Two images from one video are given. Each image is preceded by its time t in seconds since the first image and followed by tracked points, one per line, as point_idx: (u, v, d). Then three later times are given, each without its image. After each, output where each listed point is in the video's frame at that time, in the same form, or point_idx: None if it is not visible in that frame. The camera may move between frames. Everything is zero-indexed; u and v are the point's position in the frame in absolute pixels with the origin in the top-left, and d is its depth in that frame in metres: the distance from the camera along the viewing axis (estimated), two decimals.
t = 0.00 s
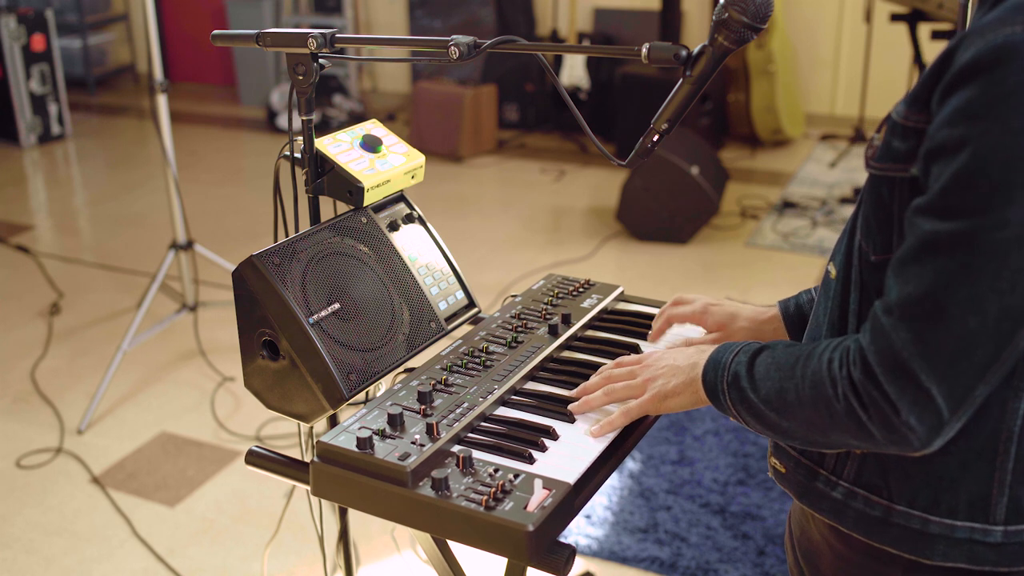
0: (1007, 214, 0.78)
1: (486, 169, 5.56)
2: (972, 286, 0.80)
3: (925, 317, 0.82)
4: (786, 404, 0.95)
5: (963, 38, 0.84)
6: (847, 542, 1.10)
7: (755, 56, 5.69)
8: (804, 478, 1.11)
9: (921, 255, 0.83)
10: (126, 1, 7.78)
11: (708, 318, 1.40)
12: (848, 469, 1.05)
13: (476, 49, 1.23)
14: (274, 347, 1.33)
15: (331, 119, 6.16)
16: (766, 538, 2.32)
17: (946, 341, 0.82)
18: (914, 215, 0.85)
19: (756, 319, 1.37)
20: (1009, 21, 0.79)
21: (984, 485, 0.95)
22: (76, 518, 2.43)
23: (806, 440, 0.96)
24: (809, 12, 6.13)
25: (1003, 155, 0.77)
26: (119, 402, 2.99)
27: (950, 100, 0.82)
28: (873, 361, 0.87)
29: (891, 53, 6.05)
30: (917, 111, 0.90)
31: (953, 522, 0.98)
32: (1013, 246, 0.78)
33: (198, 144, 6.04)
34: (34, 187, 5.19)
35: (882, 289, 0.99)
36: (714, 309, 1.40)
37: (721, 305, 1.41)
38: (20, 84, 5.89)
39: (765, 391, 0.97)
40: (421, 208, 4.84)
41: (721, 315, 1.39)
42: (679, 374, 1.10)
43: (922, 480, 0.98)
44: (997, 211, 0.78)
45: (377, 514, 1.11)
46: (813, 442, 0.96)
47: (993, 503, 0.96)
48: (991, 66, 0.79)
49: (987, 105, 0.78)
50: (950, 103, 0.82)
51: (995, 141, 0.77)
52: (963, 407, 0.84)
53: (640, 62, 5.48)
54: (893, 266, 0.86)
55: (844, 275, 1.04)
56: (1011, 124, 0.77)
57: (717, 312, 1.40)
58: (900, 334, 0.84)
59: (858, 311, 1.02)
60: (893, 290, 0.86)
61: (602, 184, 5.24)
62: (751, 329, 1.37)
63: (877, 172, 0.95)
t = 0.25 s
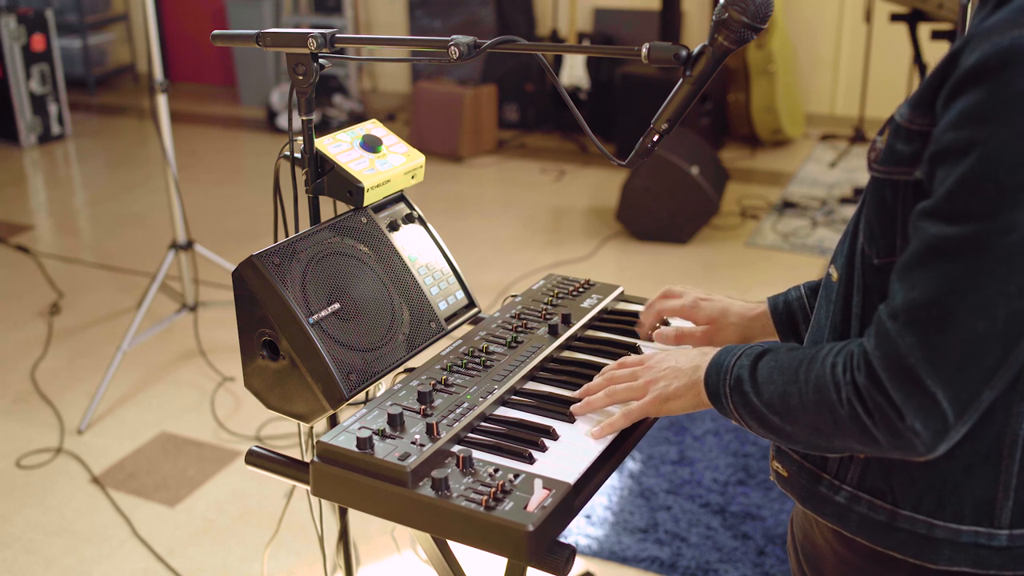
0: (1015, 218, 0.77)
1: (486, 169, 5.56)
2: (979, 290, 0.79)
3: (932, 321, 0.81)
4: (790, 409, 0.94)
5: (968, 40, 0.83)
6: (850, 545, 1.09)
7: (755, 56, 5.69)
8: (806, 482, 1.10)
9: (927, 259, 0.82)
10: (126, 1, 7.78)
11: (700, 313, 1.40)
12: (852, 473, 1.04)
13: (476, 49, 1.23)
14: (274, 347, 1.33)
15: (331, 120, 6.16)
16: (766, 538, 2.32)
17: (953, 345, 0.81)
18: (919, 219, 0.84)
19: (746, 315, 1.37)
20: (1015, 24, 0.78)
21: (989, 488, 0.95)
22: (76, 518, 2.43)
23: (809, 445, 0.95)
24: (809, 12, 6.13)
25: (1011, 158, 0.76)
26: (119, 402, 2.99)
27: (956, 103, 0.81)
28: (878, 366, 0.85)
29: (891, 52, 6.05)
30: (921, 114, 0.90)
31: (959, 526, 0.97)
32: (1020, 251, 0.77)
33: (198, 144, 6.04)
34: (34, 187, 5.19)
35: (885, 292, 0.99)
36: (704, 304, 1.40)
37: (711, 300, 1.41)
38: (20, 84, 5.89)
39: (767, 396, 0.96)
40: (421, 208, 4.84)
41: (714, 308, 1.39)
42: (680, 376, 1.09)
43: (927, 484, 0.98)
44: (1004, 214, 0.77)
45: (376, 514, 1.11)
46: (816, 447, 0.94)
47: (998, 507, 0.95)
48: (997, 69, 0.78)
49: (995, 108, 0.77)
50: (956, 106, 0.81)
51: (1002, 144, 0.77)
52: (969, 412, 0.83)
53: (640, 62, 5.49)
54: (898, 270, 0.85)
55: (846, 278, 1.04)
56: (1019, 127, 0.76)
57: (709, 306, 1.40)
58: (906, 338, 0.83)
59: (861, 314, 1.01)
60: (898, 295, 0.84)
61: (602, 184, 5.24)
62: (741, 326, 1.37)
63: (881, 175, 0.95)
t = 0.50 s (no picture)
0: None
1: (486, 169, 5.56)
2: (988, 299, 0.78)
3: (939, 331, 0.80)
4: (794, 416, 0.93)
5: (974, 46, 0.82)
6: (852, 550, 1.08)
7: (755, 57, 5.69)
8: (808, 488, 1.09)
9: (934, 268, 0.81)
10: (126, 1, 7.79)
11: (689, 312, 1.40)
12: (855, 479, 1.03)
13: (477, 49, 1.23)
14: (274, 347, 1.33)
15: (331, 120, 6.16)
16: (766, 538, 2.32)
17: (961, 354, 0.80)
18: (925, 227, 0.82)
19: (734, 311, 1.37)
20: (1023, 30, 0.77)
21: (995, 494, 0.95)
22: (76, 518, 2.43)
23: (813, 451, 0.95)
24: (809, 12, 6.13)
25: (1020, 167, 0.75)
26: (119, 402, 2.99)
27: (962, 110, 0.80)
28: (885, 375, 0.85)
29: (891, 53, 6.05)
30: (925, 120, 0.89)
31: (965, 532, 0.97)
32: None
33: (198, 144, 6.04)
34: (34, 187, 5.19)
35: (888, 297, 0.98)
36: (693, 302, 1.40)
37: (700, 298, 1.41)
38: (20, 84, 5.88)
39: (771, 402, 0.95)
40: (421, 208, 4.84)
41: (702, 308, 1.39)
42: (681, 376, 1.09)
43: (932, 491, 0.97)
44: (1013, 223, 0.76)
45: (377, 514, 1.11)
46: (820, 453, 0.94)
47: (1004, 513, 0.95)
48: (1005, 76, 0.77)
49: (1002, 115, 0.76)
50: (961, 113, 0.80)
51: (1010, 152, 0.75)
52: (976, 421, 0.82)
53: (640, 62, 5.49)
54: (903, 278, 0.84)
55: (847, 283, 1.03)
56: None
57: (697, 305, 1.40)
58: (912, 348, 0.82)
59: (863, 320, 1.01)
60: (904, 304, 0.83)
61: (602, 184, 5.24)
62: (731, 324, 1.37)
63: (886, 182, 0.95)
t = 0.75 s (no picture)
0: None
1: (486, 169, 5.56)
2: (998, 308, 0.77)
3: (948, 341, 0.79)
4: (801, 425, 0.93)
5: (977, 54, 0.82)
6: (853, 555, 1.08)
7: (755, 57, 5.69)
8: (811, 495, 1.08)
9: (941, 278, 0.80)
10: (126, 2, 7.79)
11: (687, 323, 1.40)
12: (859, 486, 1.03)
13: (476, 49, 1.23)
14: (274, 347, 1.33)
15: (331, 119, 6.16)
16: (766, 538, 2.32)
17: (971, 364, 0.79)
18: (932, 236, 0.82)
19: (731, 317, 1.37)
20: None
21: (1001, 499, 0.95)
22: (76, 518, 2.43)
23: (819, 461, 0.94)
24: (809, 12, 6.13)
25: None
26: (119, 402, 2.99)
27: (967, 118, 0.80)
28: (893, 385, 0.84)
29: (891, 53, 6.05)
30: (928, 127, 0.89)
31: (971, 538, 0.97)
32: None
33: (198, 144, 6.04)
34: (34, 187, 5.18)
35: (890, 304, 0.98)
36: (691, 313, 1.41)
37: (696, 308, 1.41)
38: (20, 84, 5.88)
39: (775, 411, 0.95)
40: (421, 208, 4.84)
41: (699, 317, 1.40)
42: (680, 378, 1.08)
43: (938, 497, 0.97)
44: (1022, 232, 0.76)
45: (378, 515, 1.11)
46: (827, 462, 0.94)
47: (1010, 518, 0.95)
48: (1011, 84, 0.77)
49: (1009, 124, 0.76)
50: (967, 121, 0.80)
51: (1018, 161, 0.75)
52: (986, 431, 0.82)
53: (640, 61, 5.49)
54: (910, 288, 0.84)
55: (848, 289, 1.03)
56: None
57: (694, 316, 1.40)
58: (921, 358, 0.81)
59: (865, 328, 1.00)
60: (912, 313, 0.83)
61: (602, 184, 5.24)
62: (730, 330, 1.37)
63: (887, 188, 0.95)
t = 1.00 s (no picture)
0: None
1: (486, 169, 5.56)
2: (1002, 309, 0.77)
3: (952, 344, 0.79)
4: (803, 435, 0.92)
5: (975, 54, 0.82)
6: (853, 557, 1.08)
7: (755, 57, 5.69)
8: (810, 498, 1.08)
9: (944, 280, 0.80)
10: (126, 2, 7.79)
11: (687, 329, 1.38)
12: (859, 489, 1.03)
13: (477, 49, 1.23)
14: (274, 347, 1.33)
15: (331, 120, 6.16)
16: (766, 538, 2.32)
17: (976, 367, 0.79)
18: (933, 239, 0.82)
19: (732, 323, 1.36)
20: None
21: (1002, 500, 0.95)
22: (76, 518, 2.43)
23: (822, 469, 0.94)
24: (809, 12, 6.13)
25: None
26: (119, 402, 2.99)
27: (966, 120, 0.80)
28: (897, 391, 0.84)
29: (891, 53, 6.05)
30: (926, 129, 0.89)
31: (973, 539, 0.97)
32: None
33: (198, 144, 6.04)
34: (34, 187, 5.18)
35: (889, 306, 0.98)
36: (692, 319, 1.39)
37: (697, 313, 1.39)
38: (20, 84, 5.88)
39: (775, 422, 0.95)
40: (420, 208, 4.84)
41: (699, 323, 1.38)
42: (678, 389, 1.06)
43: (939, 498, 0.97)
44: None
45: (378, 514, 1.11)
46: (830, 470, 0.93)
47: (1012, 518, 0.96)
48: (1010, 85, 0.76)
49: (1009, 125, 0.76)
50: (966, 123, 0.80)
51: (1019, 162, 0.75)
52: (992, 432, 0.82)
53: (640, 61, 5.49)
54: (912, 292, 0.83)
55: (847, 292, 1.03)
56: None
57: (695, 321, 1.38)
58: (925, 362, 0.81)
59: (863, 330, 1.01)
60: (914, 318, 0.83)
61: (602, 184, 5.24)
62: (731, 336, 1.36)
63: (887, 189, 0.95)
